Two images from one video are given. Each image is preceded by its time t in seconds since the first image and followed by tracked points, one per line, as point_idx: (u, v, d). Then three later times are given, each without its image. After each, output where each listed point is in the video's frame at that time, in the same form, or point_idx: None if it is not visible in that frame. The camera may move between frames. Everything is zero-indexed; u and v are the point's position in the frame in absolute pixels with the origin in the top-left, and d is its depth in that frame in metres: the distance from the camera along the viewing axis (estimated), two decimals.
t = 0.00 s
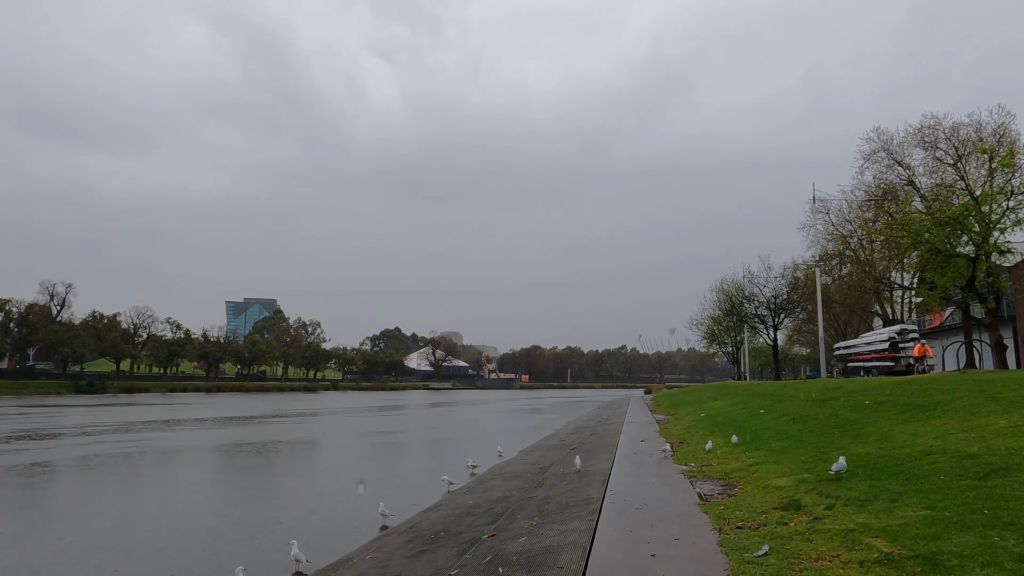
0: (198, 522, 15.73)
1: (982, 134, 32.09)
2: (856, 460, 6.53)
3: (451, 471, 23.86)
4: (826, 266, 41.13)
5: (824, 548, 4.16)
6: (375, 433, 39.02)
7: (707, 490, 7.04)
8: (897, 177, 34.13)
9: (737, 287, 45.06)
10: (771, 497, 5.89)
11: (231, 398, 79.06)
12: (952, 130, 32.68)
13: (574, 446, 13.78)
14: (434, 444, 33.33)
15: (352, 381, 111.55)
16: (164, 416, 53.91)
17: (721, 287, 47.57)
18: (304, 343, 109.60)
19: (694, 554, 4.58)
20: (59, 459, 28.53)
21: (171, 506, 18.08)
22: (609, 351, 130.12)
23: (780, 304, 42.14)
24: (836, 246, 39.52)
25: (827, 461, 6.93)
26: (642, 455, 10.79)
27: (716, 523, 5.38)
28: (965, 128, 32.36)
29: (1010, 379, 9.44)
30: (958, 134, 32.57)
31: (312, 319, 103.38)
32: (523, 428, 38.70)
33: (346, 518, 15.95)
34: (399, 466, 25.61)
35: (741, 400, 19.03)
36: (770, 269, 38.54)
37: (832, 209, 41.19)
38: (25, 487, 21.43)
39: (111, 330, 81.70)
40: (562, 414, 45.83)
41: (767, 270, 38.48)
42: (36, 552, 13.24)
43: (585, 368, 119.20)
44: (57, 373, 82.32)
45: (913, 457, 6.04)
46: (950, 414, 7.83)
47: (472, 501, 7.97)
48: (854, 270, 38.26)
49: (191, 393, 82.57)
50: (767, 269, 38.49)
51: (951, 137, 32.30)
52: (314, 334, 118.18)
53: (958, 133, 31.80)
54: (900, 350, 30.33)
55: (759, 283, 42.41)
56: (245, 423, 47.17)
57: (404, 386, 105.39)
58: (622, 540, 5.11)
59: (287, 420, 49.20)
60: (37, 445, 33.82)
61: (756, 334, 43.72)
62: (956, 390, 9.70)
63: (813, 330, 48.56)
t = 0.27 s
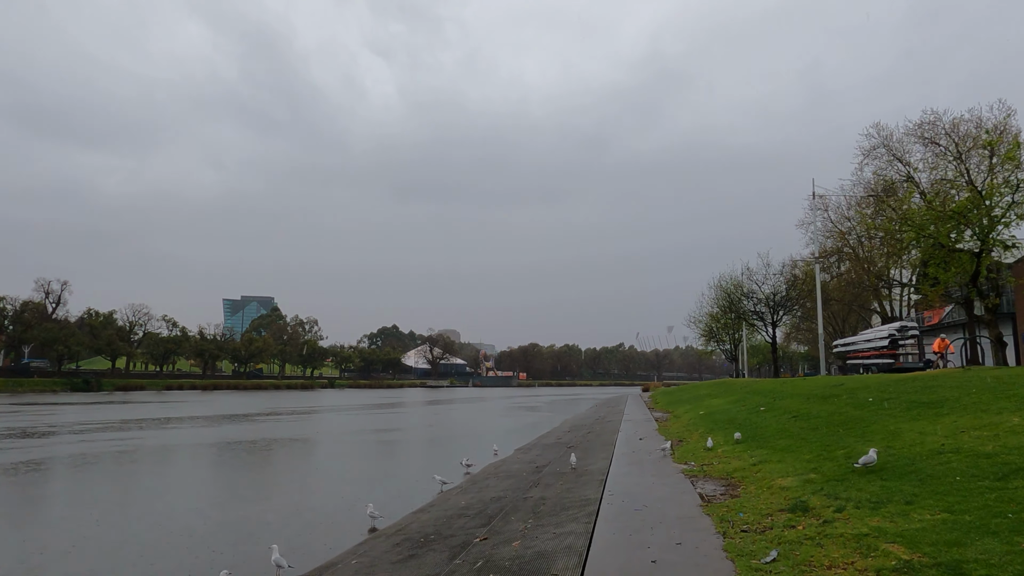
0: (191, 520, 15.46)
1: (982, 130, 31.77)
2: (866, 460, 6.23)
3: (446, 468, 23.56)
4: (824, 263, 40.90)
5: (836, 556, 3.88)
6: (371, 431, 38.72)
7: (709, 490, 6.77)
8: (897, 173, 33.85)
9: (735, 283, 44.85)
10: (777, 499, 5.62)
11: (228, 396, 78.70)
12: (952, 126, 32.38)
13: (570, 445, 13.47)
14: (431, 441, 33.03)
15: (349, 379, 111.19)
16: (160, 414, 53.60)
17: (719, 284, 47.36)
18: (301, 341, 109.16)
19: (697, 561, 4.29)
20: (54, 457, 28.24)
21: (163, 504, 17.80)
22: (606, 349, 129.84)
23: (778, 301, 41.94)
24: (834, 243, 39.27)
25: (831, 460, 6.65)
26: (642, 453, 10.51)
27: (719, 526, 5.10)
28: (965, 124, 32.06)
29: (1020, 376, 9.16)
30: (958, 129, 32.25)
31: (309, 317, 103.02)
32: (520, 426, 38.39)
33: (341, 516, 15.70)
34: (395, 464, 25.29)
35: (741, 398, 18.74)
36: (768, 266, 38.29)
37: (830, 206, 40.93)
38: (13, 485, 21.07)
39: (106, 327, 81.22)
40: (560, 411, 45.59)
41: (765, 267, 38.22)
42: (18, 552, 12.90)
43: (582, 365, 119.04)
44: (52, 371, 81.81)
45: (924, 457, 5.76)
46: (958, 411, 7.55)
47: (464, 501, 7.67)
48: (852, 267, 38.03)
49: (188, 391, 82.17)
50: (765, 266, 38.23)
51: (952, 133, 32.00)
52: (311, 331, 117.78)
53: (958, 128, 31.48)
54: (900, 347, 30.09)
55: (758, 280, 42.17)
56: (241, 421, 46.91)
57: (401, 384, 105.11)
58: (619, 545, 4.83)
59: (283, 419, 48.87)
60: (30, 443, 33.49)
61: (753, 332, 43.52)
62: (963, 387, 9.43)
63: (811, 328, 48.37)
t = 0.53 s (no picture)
0: (184, 519, 15.22)
1: (983, 126, 31.40)
2: (875, 463, 5.95)
3: (443, 467, 23.28)
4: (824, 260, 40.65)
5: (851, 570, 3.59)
6: (368, 429, 38.46)
7: (710, 493, 6.50)
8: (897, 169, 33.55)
9: (735, 280, 44.60)
10: (783, 504, 5.34)
11: (225, 393, 78.41)
12: (953, 121, 32.05)
13: (568, 444, 13.20)
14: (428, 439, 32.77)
15: (347, 376, 110.91)
16: (157, 412, 53.36)
17: (718, 281, 47.11)
18: (298, 339, 108.84)
19: (701, 572, 4.02)
20: (50, 455, 28.03)
21: (156, 502, 17.55)
22: (605, 346, 129.48)
23: (778, 298, 41.70)
24: (835, 240, 38.99)
25: (838, 462, 6.38)
26: (641, 454, 10.23)
27: (723, 533, 4.82)
28: (966, 119, 31.71)
29: None
30: (959, 125, 31.90)
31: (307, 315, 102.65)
32: (517, 424, 38.13)
33: (336, 514, 15.48)
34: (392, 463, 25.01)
35: (741, 396, 18.45)
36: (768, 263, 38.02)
37: (830, 203, 40.65)
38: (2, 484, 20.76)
39: (103, 325, 80.86)
40: (558, 409, 45.36)
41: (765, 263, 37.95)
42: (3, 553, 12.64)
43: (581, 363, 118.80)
44: (48, 368, 81.47)
45: (938, 459, 5.48)
46: (969, 411, 7.28)
47: (456, 505, 7.39)
48: (852, 264, 37.79)
49: (185, 389, 81.90)
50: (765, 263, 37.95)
51: (953, 128, 31.66)
52: (309, 328, 117.45)
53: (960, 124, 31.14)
54: (900, 344, 29.92)
55: (757, 277, 41.93)
56: (239, 419, 46.68)
57: (399, 381, 104.93)
58: (617, 554, 4.55)
59: (281, 416, 48.63)
60: (26, 441, 33.25)
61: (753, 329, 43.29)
62: (973, 385, 9.13)
63: (810, 325, 48.14)
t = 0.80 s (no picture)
0: (176, 519, 14.95)
1: (984, 124, 31.11)
2: (885, 466, 5.67)
3: (439, 468, 23.01)
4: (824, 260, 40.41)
5: None
6: (364, 429, 38.17)
7: (711, 498, 6.21)
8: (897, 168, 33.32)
9: (734, 279, 44.35)
10: (788, 511, 5.06)
11: (221, 394, 78.02)
12: (953, 120, 31.81)
13: (564, 445, 12.92)
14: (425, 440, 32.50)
15: (345, 376, 110.53)
16: (153, 413, 53.01)
17: (717, 280, 46.86)
18: (296, 339, 108.41)
19: None
20: (45, 455, 27.75)
21: (148, 503, 17.26)
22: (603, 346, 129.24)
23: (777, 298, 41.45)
24: (834, 239, 38.76)
25: (846, 465, 6.10)
26: (639, 456, 9.97)
27: (725, 543, 4.52)
28: (967, 118, 31.47)
29: None
30: (959, 123, 31.62)
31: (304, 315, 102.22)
32: (515, 424, 37.88)
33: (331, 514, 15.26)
34: (387, 463, 24.71)
35: (740, 396, 18.19)
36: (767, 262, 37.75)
37: (829, 202, 40.42)
38: None
39: (99, 325, 80.35)
40: (556, 410, 45.09)
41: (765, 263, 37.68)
42: None
43: (579, 363, 118.57)
44: (44, 368, 80.94)
45: (951, 463, 5.20)
46: (979, 413, 7.01)
47: (446, 510, 7.09)
48: (851, 263, 37.55)
49: (182, 389, 81.51)
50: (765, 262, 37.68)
51: (953, 127, 31.42)
52: (307, 329, 117.04)
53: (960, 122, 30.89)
54: (900, 344, 29.69)
55: (756, 277, 41.66)
56: (235, 419, 46.39)
57: (397, 381, 104.63)
58: (613, 565, 4.27)
59: (277, 416, 48.30)
60: (20, 441, 32.89)
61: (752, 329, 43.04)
62: (981, 386, 8.87)
63: (809, 325, 47.93)
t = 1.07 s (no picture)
0: (165, 519, 14.70)
1: (980, 122, 30.94)
2: (892, 470, 5.41)
3: (431, 468, 22.70)
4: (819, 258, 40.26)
5: None
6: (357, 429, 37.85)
7: (709, 503, 5.94)
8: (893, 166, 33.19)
9: (730, 278, 44.17)
10: (791, 518, 4.80)
11: (215, 393, 77.48)
12: (949, 118, 31.68)
13: (558, 446, 12.64)
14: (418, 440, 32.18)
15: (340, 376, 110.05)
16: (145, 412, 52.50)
17: (713, 279, 46.69)
18: (290, 338, 107.84)
19: None
20: (35, 455, 27.37)
21: (136, 503, 16.98)
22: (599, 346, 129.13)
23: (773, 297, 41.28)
24: (830, 238, 38.61)
25: (850, 469, 5.84)
26: (634, 457, 9.70)
27: (725, 554, 4.26)
28: (963, 116, 31.33)
29: None
30: (955, 121, 31.45)
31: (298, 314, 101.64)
32: (510, 424, 37.63)
33: (322, 514, 14.97)
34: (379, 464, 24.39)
35: (737, 396, 17.95)
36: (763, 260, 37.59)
37: (825, 201, 40.29)
38: None
39: (91, 324, 79.72)
40: (552, 409, 44.85)
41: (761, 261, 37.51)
42: None
43: (574, 362, 118.42)
44: (35, 367, 80.29)
45: (963, 466, 4.95)
46: (986, 413, 6.76)
47: (433, 515, 6.83)
48: (847, 262, 37.39)
49: (174, 389, 80.88)
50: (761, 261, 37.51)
51: (950, 124, 31.27)
52: (301, 328, 116.49)
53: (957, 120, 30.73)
54: (896, 343, 29.52)
55: (752, 276, 41.51)
56: (228, 419, 45.98)
57: (392, 381, 104.24)
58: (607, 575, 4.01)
59: (270, 416, 47.88)
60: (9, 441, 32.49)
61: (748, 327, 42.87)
62: (986, 386, 8.62)
63: (804, 324, 47.81)
